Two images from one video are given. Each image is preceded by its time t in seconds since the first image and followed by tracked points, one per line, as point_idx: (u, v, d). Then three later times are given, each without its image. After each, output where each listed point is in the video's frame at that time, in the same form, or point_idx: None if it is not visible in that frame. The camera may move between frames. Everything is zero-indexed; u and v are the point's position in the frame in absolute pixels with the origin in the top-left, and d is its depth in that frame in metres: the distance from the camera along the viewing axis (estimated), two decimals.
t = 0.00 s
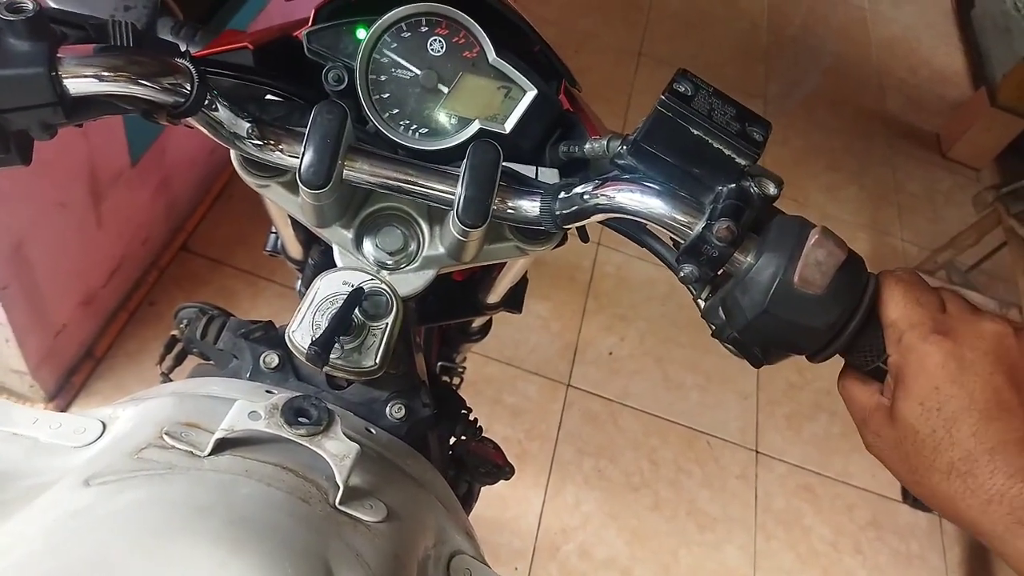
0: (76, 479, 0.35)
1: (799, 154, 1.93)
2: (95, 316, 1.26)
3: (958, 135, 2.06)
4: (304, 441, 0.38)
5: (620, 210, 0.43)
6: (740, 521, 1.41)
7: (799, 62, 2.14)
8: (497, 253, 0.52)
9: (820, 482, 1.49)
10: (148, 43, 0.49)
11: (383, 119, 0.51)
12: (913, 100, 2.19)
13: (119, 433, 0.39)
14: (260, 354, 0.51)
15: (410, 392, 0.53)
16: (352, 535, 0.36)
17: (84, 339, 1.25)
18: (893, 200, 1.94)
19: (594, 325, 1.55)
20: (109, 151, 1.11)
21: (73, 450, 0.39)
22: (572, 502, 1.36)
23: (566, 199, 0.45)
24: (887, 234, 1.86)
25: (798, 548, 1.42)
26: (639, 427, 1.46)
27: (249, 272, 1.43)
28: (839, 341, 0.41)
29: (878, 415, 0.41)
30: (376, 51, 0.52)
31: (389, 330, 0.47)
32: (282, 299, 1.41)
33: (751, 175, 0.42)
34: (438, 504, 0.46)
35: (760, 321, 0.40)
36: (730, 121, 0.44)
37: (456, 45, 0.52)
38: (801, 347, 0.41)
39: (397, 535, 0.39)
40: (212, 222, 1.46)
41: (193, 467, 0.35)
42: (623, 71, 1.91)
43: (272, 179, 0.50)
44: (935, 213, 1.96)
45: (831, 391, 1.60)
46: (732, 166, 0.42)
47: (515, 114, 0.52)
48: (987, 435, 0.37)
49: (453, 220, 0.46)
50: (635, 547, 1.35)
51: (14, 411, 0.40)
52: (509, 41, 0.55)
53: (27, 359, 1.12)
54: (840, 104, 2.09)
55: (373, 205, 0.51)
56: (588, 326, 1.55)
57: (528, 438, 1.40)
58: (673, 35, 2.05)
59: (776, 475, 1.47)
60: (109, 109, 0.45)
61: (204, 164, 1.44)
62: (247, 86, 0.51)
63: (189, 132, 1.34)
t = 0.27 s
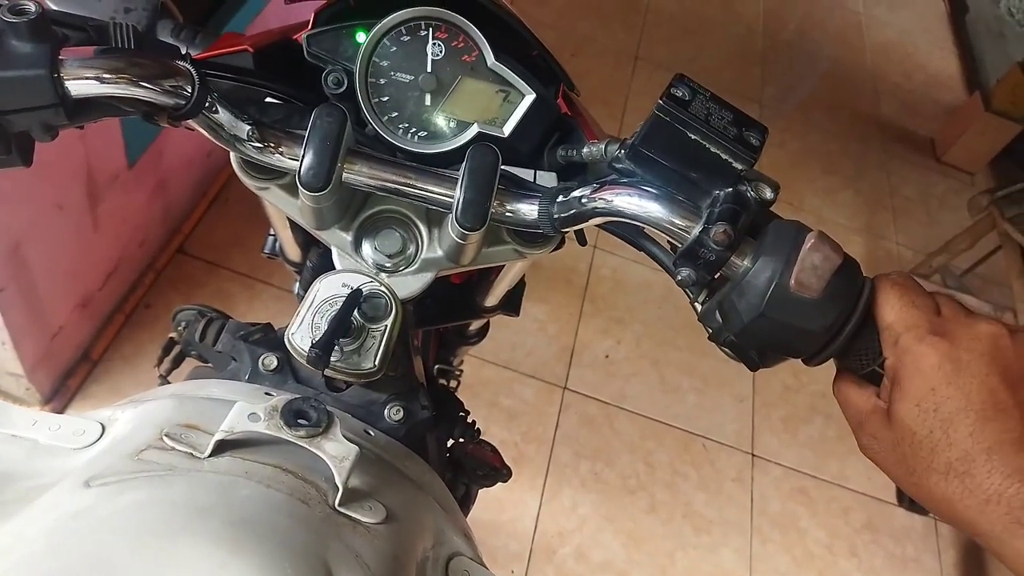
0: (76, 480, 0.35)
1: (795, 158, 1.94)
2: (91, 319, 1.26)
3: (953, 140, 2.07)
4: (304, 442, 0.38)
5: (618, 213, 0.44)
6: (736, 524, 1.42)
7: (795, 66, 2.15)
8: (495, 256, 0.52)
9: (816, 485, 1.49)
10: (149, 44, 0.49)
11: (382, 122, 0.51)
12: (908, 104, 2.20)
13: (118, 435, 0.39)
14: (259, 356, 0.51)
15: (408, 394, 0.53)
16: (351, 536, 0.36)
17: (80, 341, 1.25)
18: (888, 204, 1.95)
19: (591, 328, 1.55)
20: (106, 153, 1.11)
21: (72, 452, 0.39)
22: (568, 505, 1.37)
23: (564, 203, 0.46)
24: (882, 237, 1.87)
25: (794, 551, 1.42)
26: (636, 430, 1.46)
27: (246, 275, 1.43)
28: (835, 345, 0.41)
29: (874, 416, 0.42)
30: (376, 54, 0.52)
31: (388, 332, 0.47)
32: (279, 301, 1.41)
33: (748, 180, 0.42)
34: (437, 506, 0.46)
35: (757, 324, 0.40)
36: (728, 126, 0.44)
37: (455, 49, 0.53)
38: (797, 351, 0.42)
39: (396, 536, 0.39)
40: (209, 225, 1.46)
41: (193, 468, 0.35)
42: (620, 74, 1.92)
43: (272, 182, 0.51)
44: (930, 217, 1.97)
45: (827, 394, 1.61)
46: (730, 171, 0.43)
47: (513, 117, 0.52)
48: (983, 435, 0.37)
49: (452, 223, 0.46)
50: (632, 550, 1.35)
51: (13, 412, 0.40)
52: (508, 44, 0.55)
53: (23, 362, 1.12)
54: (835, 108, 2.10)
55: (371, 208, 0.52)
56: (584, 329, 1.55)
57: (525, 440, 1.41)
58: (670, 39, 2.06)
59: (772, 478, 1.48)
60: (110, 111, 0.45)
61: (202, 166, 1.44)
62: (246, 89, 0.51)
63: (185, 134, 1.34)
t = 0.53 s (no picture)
0: (84, 485, 0.35)
1: (797, 158, 1.94)
2: (96, 323, 1.26)
3: (955, 139, 2.07)
4: (309, 447, 0.39)
5: (621, 219, 0.44)
6: (740, 525, 1.42)
7: (796, 66, 2.15)
8: (498, 261, 0.53)
9: (820, 485, 1.49)
10: (156, 50, 0.49)
11: (387, 128, 0.52)
12: (910, 104, 2.20)
13: (125, 441, 0.40)
14: (264, 360, 0.51)
15: (412, 398, 0.53)
16: (358, 540, 0.36)
17: (85, 346, 1.26)
18: (890, 204, 1.95)
19: (594, 329, 1.56)
20: (109, 160, 1.11)
21: (79, 457, 0.39)
22: (572, 507, 1.37)
23: (567, 208, 0.46)
24: (885, 237, 1.87)
25: (798, 551, 1.42)
26: (639, 431, 1.46)
27: (250, 279, 1.43)
28: (837, 348, 0.41)
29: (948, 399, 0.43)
30: (380, 59, 0.52)
31: (393, 336, 0.47)
32: (282, 305, 1.42)
33: (751, 186, 0.42)
34: (441, 509, 0.47)
35: (759, 329, 0.40)
36: (731, 131, 0.44)
37: (460, 55, 0.53)
38: (799, 356, 0.42)
39: (402, 539, 0.39)
40: (212, 229, 1.47)
41: (200, 472, 0.36)
42: (621, 75, 1.92)
43: (277, 186, 0.51)
44: (933, 216, 1.97)
45: (830, 395, 1.60)
46: (732, 177, 0.43)
47: (517, 123, 0.53)
48: None
49: (455, 228, 0.46)
50: (636, 551, 1.35)
51: (21, 418, 0.40)
52: (512, 50, 0.55)
53: (28, 366, 1.12)
54: (837, 108, 2.10)
55: (376, 212, 0.52)
56: (587, 330, 1.55)
57: (528, 442, 1.41)
58: (671, 40, 2.06)
59: (775, 478, 1.48)
60: (116, 117, 0.45)
61: (204, 170, 1.45)
62: (251, 94, 0.51)
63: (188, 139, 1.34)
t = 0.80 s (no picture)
0: (86, 493, 0.35)
1: (797, 165, 1.94)
2: (98, 332, 1.26)
3: (954, 144, 2.08)
4: (310, 454, 0.39)
5: (619, 228, 0.44)
6: (743, 532, 1.41)
7: (795, 73, 2.16)
8: (498, 269, 0.53)
9: (822, 492, 1.49)
10: (159, 60, 0.50)
11: (387, 136, 0.52)
12: (909, 110, 2.20)
13: (127, 449, 0.40)
14: (266, 368, 0.52)
15: (413, 406, 0.53)
16: (359, 547, 0.37)
17: (87, 355, 1.26)
18: (891, 210, 1.95)
19: (595, 336, 1.56)
20: (111, 169, 1.12)
21: (82, 465, 0.39)
22: (574, 514, 1.37)
23: (566, 217, 0.46)
24: (885, 243, 1.87)
25: (801, 558, 1.42)
26: (641, 438, 1.46)
27: (252, 287, 1.44)
28: (835, 358, 0.42)
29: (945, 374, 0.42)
30: (381, 69, 0.52)
31: (393, 344, 0.47)
32: (283, 313, 1.42)
33: (747, 196, 0.43)
34: (443, 516, 0.47)
35: (756, 338, 0.40)
36: (728, 141, 0.44)
37: (460, 64, 0.53)
38: (797, 364, 0.42)
39: (403, 546, 0.39)
40: (214, 237, 1.47)
41: (202, 480, 0.36)
42: (621, 83, 1.93)
43: (278, 195, 0.51)
44: (933, 222, 1.97)
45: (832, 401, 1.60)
46: (730, 187, 0.43)
47: (517, 132, 0.53)
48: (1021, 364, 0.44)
49: (455, 236, 0.47)
50: (638, 558, 1.35)
51: (24, 427, 0.41)
52: (511, 59, 0.56)
53: (30, 375, 1.12)
54: (836, 114, 2.11)
55: (376, 221, 0.52)
56: (588, 337, 1.55)
57: (530, 450, 1.41)
58: (670, 48, 2.07)
59: (777, 485, 1.48)
60: (118, 126, 0.46)
61: (206, 179, 1.46)
62: (253, 104, 0.52)
63: (190, 149, 1.35)
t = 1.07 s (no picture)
0: (84, 490, 0.36)
1: (797, 164, 1.94)
2: (98, 331, 1.27)
3: (955, 144, 2.07)
4: (309, 451, 0.39)
5: (617, 226, 0.44)
6: (743, 531, 1.41)
7: (796, 72, 2.16)
8: (497, 268, 0.53)
9: (822, 491, 1.49)
10: (159, 57, 0.50)
11: (387, 136, 0.52)
12: (910, 110, 2.20)
13: (126, 446, 0.40)
14: (265, 366, 0.52)
15: (411, 403, 0.53)
16: (356, 543, 0.37)
17: (87, 354, 1.26)
18: (891, 210, 1.95)
19: (596, 335, 1.56)
20: (112, 169, 1.12)
21: (80, 462, 0.39)
22: (574, 513, 1.37)
23: (564, 216, 0.46)
24: (886, 242, 1.87)
25: (802, 557, 1.41)
26: (641, 437, 1.47)
27: (252, 286, 1.44)
28: (832, 357, 0.42)
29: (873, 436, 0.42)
30: (381, 68, 0.52)
31: (392, 341, 0.47)
32: (283, 312, 1.42)
33: (745, 195, 0.43)
34: (441, 513, 0.47)
35: (753, 336, 0.40)
36: (725, 141, 0.44)
37: (460, 64, 0.53)
38: (793, 363, 0.42)
39: (400, 542, 0.39)
40: (214, 237, 1.47)
41: (200, 477, 0.36)
42: (621, 83, 1.93)
43: (278, 193, 0.51)
44: (934, 221, 1.97)
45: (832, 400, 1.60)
46: (729, 186, 0.43)
47: (516, 132, 0.53)
48: (989, 457, 0.38)
49: (453, 234, 0.47)
50: (638, 557, 1.35)
51: (23, 424, 0.41)
52: (510, 59, 0.56)
53: (30, 374, 1.12)
54: (837, 113, 2.11)
55: (375, 219, 0.52)
56: (589, 337, 1.55)
57: (530, 449, 1.41)
58: (670, 47, 2.07)
59: (778, 484, 1.48)
60: (118, 123, 0.46)
61: (207, 179, 1.46)
62: (254, 102, 0.52)
63: (191, 148, 1.35)
